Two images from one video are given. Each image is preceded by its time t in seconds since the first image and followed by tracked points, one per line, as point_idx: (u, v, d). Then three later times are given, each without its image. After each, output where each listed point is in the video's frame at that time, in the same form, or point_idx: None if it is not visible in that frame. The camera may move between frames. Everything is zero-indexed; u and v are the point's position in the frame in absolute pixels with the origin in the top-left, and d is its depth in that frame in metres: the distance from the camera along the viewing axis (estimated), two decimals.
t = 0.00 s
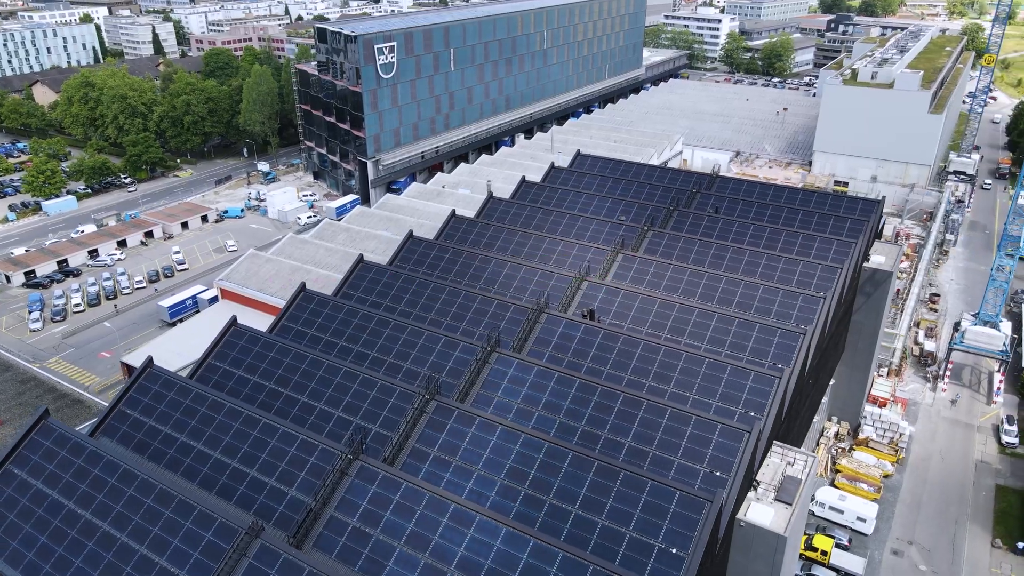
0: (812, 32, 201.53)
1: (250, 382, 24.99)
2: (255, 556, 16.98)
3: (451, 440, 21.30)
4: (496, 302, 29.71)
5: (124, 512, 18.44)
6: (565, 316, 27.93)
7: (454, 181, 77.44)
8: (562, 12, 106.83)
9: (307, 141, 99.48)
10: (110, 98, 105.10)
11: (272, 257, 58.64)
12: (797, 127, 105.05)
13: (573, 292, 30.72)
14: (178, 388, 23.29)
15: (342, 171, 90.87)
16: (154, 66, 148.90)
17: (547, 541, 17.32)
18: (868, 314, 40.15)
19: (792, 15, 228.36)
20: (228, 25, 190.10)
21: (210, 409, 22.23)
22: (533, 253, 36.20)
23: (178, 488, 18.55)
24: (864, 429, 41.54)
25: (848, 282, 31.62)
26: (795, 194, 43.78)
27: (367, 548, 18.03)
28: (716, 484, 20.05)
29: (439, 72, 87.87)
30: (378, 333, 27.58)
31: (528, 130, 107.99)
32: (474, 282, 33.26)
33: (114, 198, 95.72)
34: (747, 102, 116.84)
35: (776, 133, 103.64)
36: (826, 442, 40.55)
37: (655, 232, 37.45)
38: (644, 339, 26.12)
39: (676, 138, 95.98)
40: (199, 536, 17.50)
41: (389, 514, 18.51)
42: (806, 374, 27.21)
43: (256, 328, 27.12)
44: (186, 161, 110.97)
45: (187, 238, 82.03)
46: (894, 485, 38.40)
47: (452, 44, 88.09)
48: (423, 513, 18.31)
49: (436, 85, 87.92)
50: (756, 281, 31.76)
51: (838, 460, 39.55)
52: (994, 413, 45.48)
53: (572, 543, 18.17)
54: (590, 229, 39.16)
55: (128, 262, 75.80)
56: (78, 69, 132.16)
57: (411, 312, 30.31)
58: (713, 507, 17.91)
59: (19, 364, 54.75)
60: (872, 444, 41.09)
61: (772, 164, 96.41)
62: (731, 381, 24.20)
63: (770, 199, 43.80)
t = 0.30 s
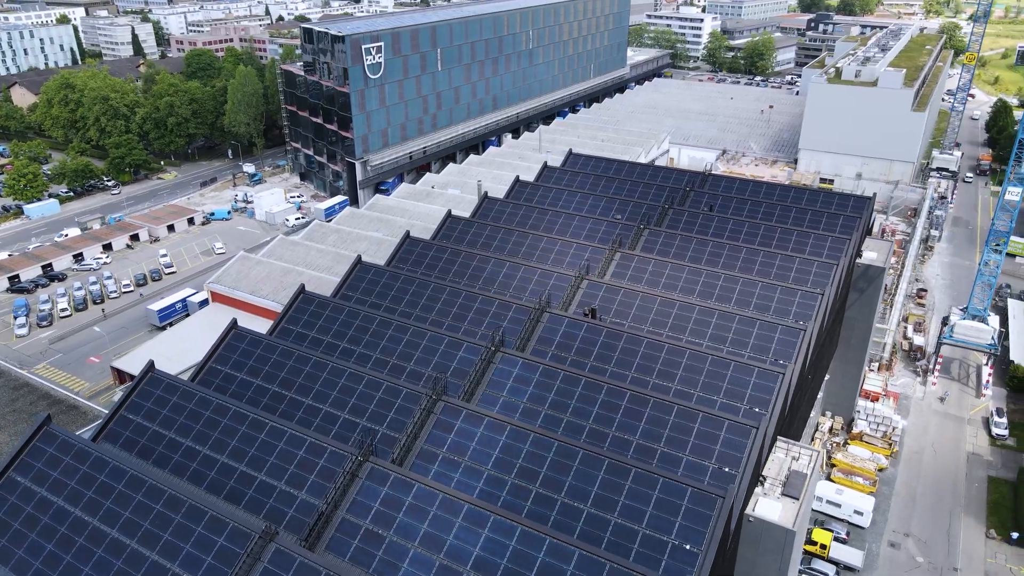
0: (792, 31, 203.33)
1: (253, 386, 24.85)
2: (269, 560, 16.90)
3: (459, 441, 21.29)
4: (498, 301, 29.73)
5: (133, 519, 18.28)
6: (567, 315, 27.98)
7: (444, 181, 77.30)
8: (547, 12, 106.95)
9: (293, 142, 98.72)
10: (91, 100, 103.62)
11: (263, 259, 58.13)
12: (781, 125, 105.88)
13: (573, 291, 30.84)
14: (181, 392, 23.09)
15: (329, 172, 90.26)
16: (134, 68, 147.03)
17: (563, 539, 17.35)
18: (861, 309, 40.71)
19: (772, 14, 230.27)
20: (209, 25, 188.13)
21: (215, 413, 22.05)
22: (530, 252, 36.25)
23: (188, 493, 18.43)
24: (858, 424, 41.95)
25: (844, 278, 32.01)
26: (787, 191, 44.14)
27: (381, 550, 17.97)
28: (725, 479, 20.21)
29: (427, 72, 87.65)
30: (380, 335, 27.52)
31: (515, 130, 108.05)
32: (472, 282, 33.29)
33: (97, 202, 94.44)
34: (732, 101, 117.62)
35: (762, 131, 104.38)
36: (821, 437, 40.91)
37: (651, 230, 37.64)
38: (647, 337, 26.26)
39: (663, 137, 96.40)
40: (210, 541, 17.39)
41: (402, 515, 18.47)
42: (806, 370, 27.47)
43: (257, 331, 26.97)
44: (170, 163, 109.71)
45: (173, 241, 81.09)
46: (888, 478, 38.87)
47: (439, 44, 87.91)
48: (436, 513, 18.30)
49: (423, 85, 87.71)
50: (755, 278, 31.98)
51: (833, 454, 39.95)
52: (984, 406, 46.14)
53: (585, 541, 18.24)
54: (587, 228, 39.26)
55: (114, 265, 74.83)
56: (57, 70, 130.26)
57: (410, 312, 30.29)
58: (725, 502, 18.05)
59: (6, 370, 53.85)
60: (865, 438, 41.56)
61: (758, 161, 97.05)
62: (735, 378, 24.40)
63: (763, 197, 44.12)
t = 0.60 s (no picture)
0: (772, 30, 205.07)
1: (256, 389, 24.65)
2: (284, 564, 16.85)
3: (468, 441, 21.26)
4: (499, 301, 29.75)
5: (143, 525, 18.12)
6: (568, 314, 28.04)
7: (433, 181, 77.14)
8: (533, 11, 107.09)
9: (279, 143, 97.90)
10: (72, 101, 102.04)
11: (253, 261, 57.62)
12: (767, 123, 106.67)
13: (573, 291, 30.92)
14: (185, 396, 22.86)
15: (317, 174, 89.60)
16: (114, 69, 145.17)
17: (578, 537, 17.38)
18: (854, 305, 41.23)
19: (752, 13, 232.15)
20: (189, 25, 186.05)
21: (221, 417, 21.86)
22: (528, 251, 36.28)
23: (198, 499, 18.30)
24: (851, 418, 42.37)
25: (840, 274, 32.40)
26: (779, 189, 44.51)
27: (395, 552, 17.93)
28: (734, 475, 20.38)
29: (414, 72, 87.40)
30: (383, 336, 27.43)
31: (501, 130, 108.03)
32: (472, 282, 33.28)
33: (80, 205, 93.10)
34: (717, 99, 118.30)
35: (747, 129, 105.10)
36: (816, 432, 41.24)
37: (648, 229, 37.79)
38: (649, 335, 26.38)
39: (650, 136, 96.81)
40: (223, 546, 17.30)
41: (415, 516, 18.43)
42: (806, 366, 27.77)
43: (259, 333, 26.80)
44: (154, 165, 108.35)
45: (160, 244, 80.13)
46: (883, 471, 39.34)
47: (426, 44, 87.70)
48: (450, 514, 18.28)
49: (411, 85, 87.42)
50: (753, 276, 32.22)
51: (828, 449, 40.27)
52: (973, 399, 46.83)
53: (598, 538, 18.31)
54: (583, 227, 39.36)
55: (100, 269, 73.82)
56: (35, 72, 128.13)
57: (411, 313, 30.21)
58: (737, 498, 18.23)
59: None
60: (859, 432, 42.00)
61: (744, 159, 97.63)
62: (739, 374, 24.60)
63: (756, 195, 44.41)
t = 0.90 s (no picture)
0: (753, 29, 206.70)
1: (259, 392, 24.44)
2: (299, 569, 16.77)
3: (477, 441, 21.26)
4: (500, 301, 29.73)
5: (154, 532, 17.95)
6: (570, 313, 28.07)
7: (423, 181, 76.93)
8: (518, 11, 107.18)
9: (265, 144, 97.04)
10: (53, 104, 100.55)
11: (243, 264, 57.09)
12: (752, 122, 107.44)
13: (573, 290, 30.96)
14: (189, 400, 22.61)
15: (304, 175, 88.91)
16: (93, 70, 143.12)
17: (594, 535, 17.43)
18: (847, 300, 41.72)
19: (732, 12, 233.89)
20: (168, 26, 183.77)
21: (226, 421, 21.65)
22: (526, 251, 36.30)
23: (209, 503, 18.16)
24: (845, 413, 42.75)
25: (836, 270, 32.74)
26: (771, 186, 44.89)
27: (409, 553, 17.90)
28: (743, 471, 20.57)
29: (401, 72, 87.10)
30: (385, 337, 27.31)
31: (488, 130, 107.94)
32: (471, 282, 33.24)
33: (63, 208, 91.70)
34: (702, 98, 119.01)
35: (732, 128, 105.80)
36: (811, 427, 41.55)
37: (644, 228, 37.94)
38: (652, 333, 26.52)
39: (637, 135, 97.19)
40: (237, 552, 17.19)
41: (428, 518, 18.40)
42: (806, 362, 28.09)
43: (260, 336, 26.57)
44: (137, 168, 106.97)
45: (146, 247, 79.16)
46: (878, 465, 39.80)
47: (413, 44, 87.43)
48: (463, 514, 18.27)
49: (398, 85, 87.10)
50: (750, 273, 32.46)
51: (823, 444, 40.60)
52: (963, 392, 47.53)
53: (611, 535, 18.40)
54: (580, 226, 39.47)
55: (86, 274, 72.79)
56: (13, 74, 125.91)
57: (411, 314, 30.12)
58: (750, 494, 18.41)
59: None
60: (853, 427, 42.42)
61: (731, 158, 98.21)
62: (742, 370, 24.83)
63: (748, 192, 44.72)
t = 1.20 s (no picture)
0: (734, 28, 208.15)
1: (262, 395, 24.24)
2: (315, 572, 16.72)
3: (486, 441, 21.25)
4: (502, 301, 29.74)
5: (165, 539, 17.77)
6: (571, 312, 28.14)
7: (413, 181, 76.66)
8: (503, 11, 107.20)
9: (251, 146, 96.15)
10: (32, 106, 99.00)
11: (234, 266, 56.55)
12: (737, 120, 108.16)
13: (573, 289, 31.08)
14: (192, 405, 22.35)
15: (291, 176, 88.20)
16: (72, 72, 141.11)
17: (610, 533, 17.48)
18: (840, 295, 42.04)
19: (713, 12, 235.52)
20: (148, 27, 181.43)
21: (232, 425, 21.43)
22: (523, 251, 36.34)
23: (220, 508, 18.03)
24: (839, 408, 43.13)
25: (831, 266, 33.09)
26: (763, 184, 45.25)
27: (424, 554, 17.87)
28: (751, 466, 20.74)
29: (388, 73, 86.78)
30: (387, 339, 27.22)
31: (474, 130, 107.84)
32: (470, 282, 33.26)
33: (44, 212, 90.24)
34: (687, 97, 119.71)
35: (718, 127, 106.51)
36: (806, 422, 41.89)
37: (640, 226, 38.12)
38: (654, 332, 26.64)
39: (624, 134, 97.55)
40: (252, 556, 17.10)
41: (442, 519, 18.38)
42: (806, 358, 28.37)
43: (261, 338, 26.37)
44: (119, 170, 105.47)
45: (132, 250, 78.16)
46: (872, 459, 40.24)
47: (399, 44, 87.10)
48: (477, 514, 18.25)
49: (385, 86, 86.77)
50: (747, 270, 32.73)
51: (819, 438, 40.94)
52: (953, 385, 48.21)
53: (624, 531, 18.52)
54: (576, 225, 39.61)
55: (71, 278, 71.77)
56: None
57: (412, 315, 30.06)
58: (760, 489, 18.59)
59: None
60: (847, 422, 42.80)
61: (717, 156, 98.84)
62: (746, 366, 25.08)
63: (740, 190, 45.00)
